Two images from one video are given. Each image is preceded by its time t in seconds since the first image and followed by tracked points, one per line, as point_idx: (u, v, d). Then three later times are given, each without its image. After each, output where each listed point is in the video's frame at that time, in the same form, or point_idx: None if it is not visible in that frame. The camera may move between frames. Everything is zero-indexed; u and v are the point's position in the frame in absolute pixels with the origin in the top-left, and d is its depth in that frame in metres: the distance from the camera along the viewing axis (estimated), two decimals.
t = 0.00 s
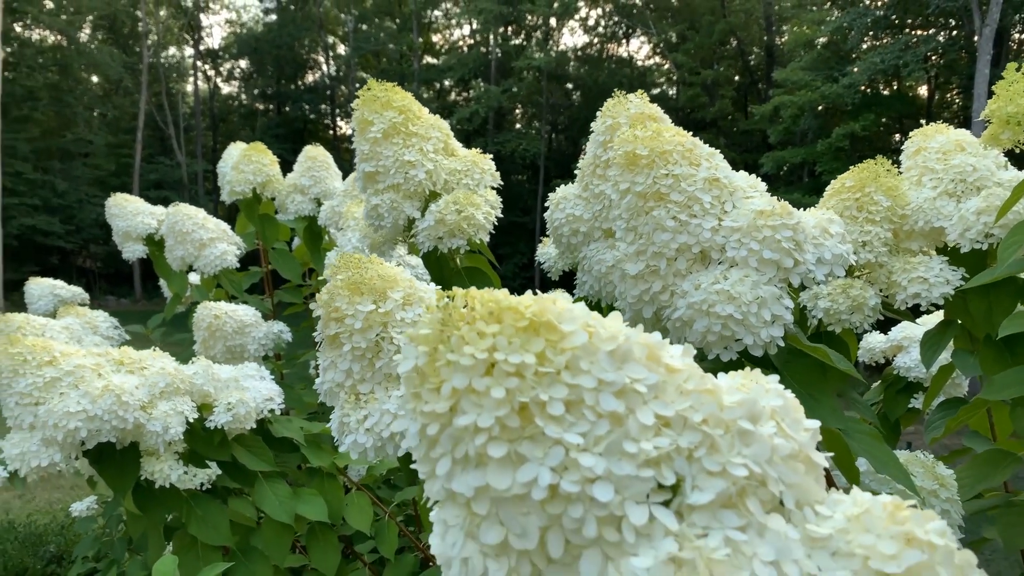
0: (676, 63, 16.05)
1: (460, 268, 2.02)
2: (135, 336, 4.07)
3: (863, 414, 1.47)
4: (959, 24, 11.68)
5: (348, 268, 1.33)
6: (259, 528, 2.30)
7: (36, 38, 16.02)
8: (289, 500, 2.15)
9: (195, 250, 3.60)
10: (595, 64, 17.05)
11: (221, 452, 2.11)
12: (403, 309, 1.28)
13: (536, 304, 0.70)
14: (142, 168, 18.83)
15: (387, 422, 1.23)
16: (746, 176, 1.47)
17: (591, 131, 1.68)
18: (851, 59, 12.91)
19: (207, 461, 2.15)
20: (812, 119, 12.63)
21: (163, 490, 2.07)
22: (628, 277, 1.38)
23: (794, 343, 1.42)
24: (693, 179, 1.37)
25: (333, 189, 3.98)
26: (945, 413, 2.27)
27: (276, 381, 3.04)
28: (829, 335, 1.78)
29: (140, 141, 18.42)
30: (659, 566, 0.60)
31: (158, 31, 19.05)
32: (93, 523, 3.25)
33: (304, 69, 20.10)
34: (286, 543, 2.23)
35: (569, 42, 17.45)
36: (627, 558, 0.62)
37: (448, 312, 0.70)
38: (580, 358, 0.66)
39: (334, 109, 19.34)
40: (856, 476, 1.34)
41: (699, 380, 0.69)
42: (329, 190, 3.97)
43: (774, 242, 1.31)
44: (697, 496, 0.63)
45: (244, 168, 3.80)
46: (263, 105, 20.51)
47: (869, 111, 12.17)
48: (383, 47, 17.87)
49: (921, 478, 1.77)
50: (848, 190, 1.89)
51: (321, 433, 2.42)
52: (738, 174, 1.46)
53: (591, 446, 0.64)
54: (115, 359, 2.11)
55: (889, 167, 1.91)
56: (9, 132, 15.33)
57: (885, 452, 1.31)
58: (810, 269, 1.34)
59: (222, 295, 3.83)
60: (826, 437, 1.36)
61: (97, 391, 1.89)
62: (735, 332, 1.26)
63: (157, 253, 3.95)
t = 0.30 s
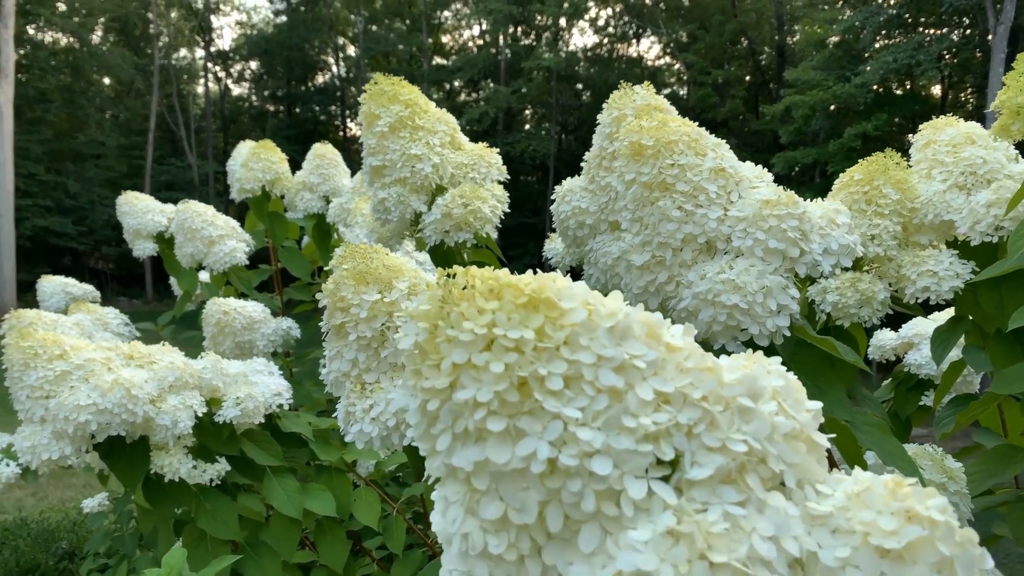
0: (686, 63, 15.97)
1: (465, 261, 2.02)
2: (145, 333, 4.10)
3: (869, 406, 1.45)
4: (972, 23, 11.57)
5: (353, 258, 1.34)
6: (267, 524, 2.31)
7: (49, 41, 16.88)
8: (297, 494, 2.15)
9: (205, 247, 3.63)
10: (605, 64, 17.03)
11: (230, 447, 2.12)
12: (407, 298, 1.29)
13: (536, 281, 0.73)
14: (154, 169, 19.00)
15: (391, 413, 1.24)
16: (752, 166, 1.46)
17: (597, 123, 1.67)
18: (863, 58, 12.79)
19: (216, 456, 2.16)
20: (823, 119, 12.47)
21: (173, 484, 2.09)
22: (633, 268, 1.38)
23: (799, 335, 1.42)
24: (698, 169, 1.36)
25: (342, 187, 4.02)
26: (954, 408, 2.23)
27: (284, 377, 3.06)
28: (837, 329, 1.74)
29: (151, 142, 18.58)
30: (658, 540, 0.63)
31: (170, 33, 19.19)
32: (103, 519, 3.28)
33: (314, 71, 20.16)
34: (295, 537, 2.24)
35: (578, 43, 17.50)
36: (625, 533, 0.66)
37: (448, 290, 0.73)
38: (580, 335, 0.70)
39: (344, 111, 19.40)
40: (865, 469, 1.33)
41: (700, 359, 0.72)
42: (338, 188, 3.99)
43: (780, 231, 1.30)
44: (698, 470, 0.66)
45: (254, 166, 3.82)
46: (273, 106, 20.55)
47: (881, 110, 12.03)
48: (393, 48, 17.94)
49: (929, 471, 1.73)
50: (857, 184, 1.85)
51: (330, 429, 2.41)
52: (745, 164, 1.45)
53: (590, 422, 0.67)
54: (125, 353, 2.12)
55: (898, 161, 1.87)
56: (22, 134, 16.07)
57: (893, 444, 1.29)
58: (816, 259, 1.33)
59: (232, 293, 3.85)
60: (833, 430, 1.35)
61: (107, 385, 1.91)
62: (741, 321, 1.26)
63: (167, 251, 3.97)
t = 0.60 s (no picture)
0: (696, 62, 15.87)
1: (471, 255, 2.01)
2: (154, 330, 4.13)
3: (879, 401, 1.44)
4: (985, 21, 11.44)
5: (358, 248, 1.35)
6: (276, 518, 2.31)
7: (60, 42, 17.24)
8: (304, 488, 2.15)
9: (213, 243, 3.65)
10: (614, 64, 17.00)
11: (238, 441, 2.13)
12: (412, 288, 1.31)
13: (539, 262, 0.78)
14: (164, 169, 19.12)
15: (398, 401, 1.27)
16: (759, 156, 1.46)
17: (604, 115, 1.65)
18: (875, 57, 12.67)
19: (224, 449, 2.17)
20: (834, 119, 12.37)
21: (181, 478, 2.10)
22: (639, 258, 1.38)
23: (805, 326, 1.41)
24: (705, 159, 1.36)
25: (350, 183, 4.04)
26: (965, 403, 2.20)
27: (291, 372, 3.06)
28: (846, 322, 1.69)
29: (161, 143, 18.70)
30: (657, 512, 0.67)
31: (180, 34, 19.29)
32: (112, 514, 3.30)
33: (323, 71, 20.19)
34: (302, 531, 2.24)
35: (587, 43, 17.49)
36: (625, 507, 0.70)
37: (450, 269, 0.78)
38: (581, 312, 0.75)
39: (353, 111, 19.43)
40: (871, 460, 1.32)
41: (700, 338, 0.77)
42: (345, 184, 4.02)
43: (786, 221, 1.30)
44: (698, 446, 0.71)
45: (262, 162, 3.81)
46: (283, 107, 20.49)
47: (892, 110, 11.91)
48: (402, 48, 18.00)
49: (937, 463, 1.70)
50: (865, 177, 1.80)
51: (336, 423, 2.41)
52: (751, 154, 1.45)
53: (590, 395, 0.72)
54: (133, 347, 2.14)
55: (906, 153, 1.81)
56: (32, 134, 16.28)
57: (901, 438, 1.28)
58: (822, 248, 1.32)
59: (241, 289, 3.87)
60: (841, 423, 1.35)
61: (115, 378, 1.92)
62: (747, 311, 1.26)
63: (175, 248, 3.99)
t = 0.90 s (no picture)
0: (704, 62, 15.77)
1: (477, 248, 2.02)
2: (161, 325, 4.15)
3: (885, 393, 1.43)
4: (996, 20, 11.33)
5: (363, 239, 1.37)
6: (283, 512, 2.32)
7: (69, 41, 17.39)
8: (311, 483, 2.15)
9: (220, 238, 3.67)
10: (622, 63, 16.95)
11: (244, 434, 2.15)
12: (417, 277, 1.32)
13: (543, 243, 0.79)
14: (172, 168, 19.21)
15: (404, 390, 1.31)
16: (766, 149, 1.46)
17: (610, 108, 1.64)
18: (885, 56, 12.56)
19: (231, 443, 2.18)
20: (843, 118, 12.27)
21: (188, 471, 2.11)
22: (645, 249, 1.38)
23: (813, 318, 1.40)
24: (711, 149, 1.36)
25: (357, 180, 4.06)
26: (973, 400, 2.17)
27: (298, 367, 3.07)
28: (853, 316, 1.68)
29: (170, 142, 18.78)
30: (658, 488, 0.69)
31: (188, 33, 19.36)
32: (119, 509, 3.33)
33: (331, 70, 20.21)
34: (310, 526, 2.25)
35: (595, 42, 17.48)
36: (628, 483, 0.72)
37: (453, 249, 0.78)
38: (584, 291, 0.76)
39: (361, 110, 19.44)
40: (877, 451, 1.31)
41: (703, 319, 0.79)
42: (352, 180, 4.04)
43: (793, 212, 1.30)
44: (701, 425, 0.72)
45: (269, 159, 3.82)
46: (290, 106, 20.49)
47: (902, 110, 11.80)
48: (410, 48, 18.03)
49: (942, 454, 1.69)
50: (873, 171, 1.79)
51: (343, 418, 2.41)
52: (758, 147, 1.45)
53: (593, 373, 0.73)
54: (140, 341, 2.15)
55: (915, 147, 1.79)
56: (41, 133, 16.44)
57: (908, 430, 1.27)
58: (829, 238, 1.32)
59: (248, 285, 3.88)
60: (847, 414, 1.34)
61: (122, 371, 1.93)
62: (753, 301, 1.26)
63: (182, 244, 4.01)
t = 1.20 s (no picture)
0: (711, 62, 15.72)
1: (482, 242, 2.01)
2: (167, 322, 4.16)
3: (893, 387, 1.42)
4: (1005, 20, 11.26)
5: (369, 230, 1.38)
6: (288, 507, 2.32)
7: (77, 41, 17.50)
8: (315, 476, 2.15)
9: (226, 234, 3.67)
10: (629, 62, 16.93)
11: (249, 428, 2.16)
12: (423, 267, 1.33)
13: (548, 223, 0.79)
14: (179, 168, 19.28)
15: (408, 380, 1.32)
16: (772, 140, 1.46)
17: (616, 100, 1.63)
18: (893, 56, 12.48)
19: (236, 437, 2.19)
20: (850, 119, 12.21)
21: (193, 465, 2.12)
22: (650, 241, 1.38)
23: (818, 310, 1.40)
24: (717, 141, 1.36)
25: (363, 176, 4.04)
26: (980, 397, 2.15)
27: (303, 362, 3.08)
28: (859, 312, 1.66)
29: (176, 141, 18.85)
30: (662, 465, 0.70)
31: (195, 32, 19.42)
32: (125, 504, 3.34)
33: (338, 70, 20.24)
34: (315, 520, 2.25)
35: (602, 42, 17.49)
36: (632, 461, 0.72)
37: (458, 229, 0.78)
38: (588, 271, 0.76)
39: (368, 110, 19.47)
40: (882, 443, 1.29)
41: (707, 301, 0.79)
42: (358, 177, 4.03)
43: (798, 202, 1.30)
44: (704, 404, 0.73)
45: (275, 155, 3.83)
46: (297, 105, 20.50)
47: (910, 110, 11.73)
48: (417, 48, 18.06)
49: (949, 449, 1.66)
50: (879, 165, 1.77)
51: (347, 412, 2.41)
52: (764, 138, 1.45)
53: (596, 352, 0.74)
54: (146, 335, 2.15)
55: (922, 141, 1.78)
56: (49, 132, 16.56)
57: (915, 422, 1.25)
58: (835, 229, 1.32)
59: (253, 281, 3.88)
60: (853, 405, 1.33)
61: (128, 364, 1.94)
62: (759, 291, 1.25)
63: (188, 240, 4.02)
